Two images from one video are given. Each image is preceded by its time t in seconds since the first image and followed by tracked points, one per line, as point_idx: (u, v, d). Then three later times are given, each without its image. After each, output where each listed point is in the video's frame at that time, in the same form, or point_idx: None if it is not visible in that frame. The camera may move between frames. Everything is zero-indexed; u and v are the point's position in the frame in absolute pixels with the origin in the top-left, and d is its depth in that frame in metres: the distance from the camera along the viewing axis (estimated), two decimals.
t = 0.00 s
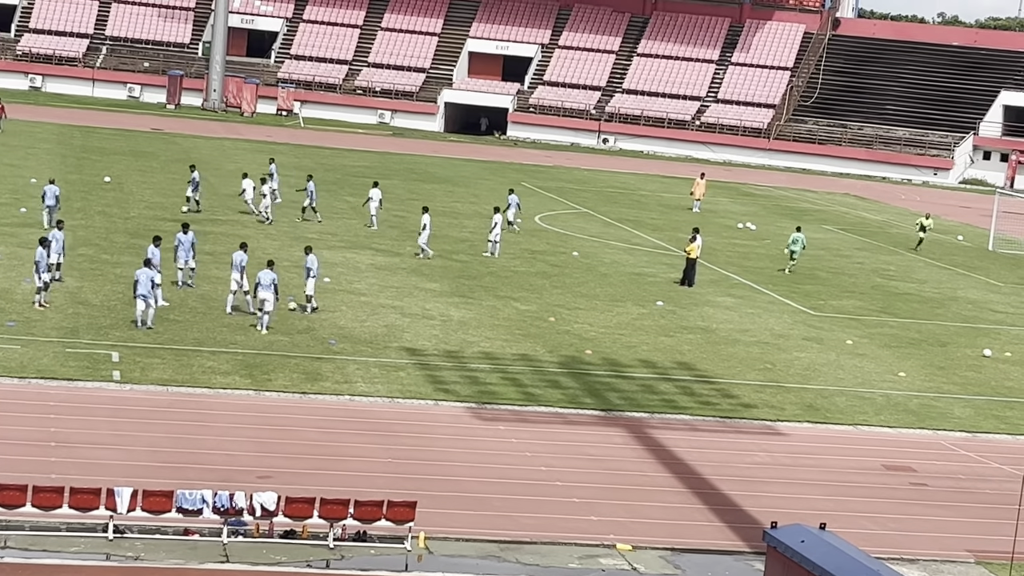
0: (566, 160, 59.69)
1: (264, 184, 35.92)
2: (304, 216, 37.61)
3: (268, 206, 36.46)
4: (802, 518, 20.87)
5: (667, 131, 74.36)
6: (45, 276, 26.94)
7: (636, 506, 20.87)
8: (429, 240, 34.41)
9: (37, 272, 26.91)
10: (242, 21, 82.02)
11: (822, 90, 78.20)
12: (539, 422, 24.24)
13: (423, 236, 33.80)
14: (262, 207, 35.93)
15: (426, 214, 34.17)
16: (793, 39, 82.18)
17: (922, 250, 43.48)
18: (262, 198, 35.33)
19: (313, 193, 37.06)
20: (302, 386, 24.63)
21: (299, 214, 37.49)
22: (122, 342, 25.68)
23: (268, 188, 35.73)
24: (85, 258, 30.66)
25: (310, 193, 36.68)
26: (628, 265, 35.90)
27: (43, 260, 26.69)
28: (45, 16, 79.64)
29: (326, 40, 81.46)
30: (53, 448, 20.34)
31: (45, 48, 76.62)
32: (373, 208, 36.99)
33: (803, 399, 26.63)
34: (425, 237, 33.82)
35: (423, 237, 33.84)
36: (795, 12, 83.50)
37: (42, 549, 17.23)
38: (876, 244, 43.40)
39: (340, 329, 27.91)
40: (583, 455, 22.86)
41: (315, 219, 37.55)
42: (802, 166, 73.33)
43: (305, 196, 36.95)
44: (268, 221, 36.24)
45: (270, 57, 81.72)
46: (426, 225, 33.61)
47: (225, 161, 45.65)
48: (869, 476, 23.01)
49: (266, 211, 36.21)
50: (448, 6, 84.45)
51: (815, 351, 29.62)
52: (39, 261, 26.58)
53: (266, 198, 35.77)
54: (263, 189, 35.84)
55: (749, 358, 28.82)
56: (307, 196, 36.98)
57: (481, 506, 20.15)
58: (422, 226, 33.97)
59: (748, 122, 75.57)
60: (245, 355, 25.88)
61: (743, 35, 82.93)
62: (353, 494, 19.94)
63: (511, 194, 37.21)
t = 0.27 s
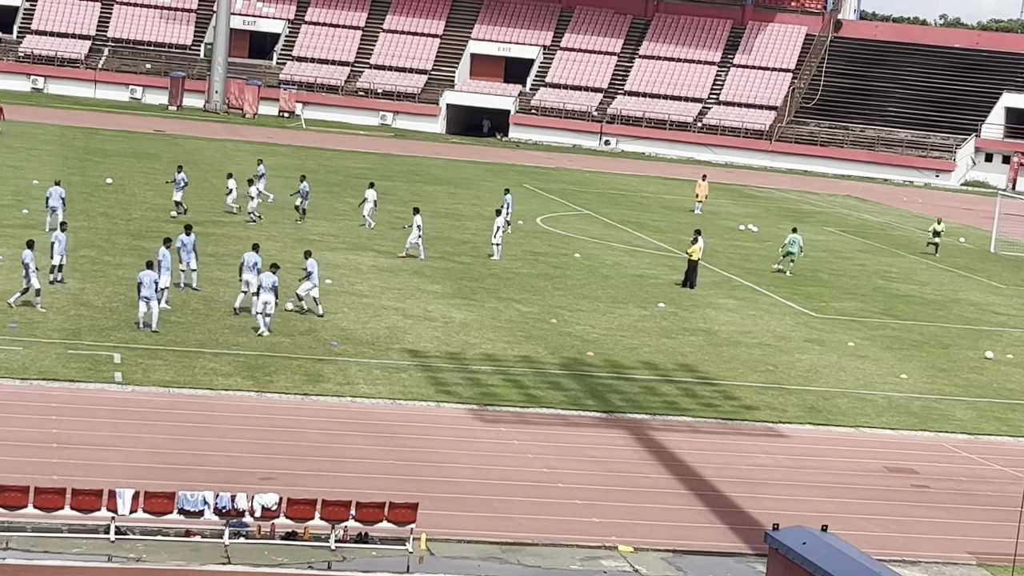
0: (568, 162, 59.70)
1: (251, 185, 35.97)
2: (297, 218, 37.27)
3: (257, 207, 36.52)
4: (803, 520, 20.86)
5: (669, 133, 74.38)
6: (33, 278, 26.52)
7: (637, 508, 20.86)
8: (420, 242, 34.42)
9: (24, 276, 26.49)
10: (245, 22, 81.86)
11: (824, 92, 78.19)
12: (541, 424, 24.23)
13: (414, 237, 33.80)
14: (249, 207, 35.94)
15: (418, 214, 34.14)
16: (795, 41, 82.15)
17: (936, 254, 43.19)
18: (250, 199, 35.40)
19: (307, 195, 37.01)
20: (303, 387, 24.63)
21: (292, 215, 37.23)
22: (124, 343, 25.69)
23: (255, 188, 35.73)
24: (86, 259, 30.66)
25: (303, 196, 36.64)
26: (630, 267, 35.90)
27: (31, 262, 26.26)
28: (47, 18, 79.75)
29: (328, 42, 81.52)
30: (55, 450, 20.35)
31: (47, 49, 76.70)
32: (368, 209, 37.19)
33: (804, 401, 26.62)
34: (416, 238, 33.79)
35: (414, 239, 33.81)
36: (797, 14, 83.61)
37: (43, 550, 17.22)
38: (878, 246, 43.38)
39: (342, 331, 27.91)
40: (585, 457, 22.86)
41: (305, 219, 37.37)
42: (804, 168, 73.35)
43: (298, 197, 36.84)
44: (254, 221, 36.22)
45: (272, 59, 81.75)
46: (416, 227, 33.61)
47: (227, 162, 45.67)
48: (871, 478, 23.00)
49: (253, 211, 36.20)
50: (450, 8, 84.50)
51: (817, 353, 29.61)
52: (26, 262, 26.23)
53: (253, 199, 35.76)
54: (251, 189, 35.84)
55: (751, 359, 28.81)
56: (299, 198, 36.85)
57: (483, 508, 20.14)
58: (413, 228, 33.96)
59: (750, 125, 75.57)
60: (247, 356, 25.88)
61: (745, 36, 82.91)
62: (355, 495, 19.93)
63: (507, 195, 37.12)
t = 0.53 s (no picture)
0: (572, 163, 59.70)
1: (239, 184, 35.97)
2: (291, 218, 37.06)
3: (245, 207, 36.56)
4: (806, 521, 20.85)
5: (673, 134, 74.37)
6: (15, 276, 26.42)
7: (641, 508, 20.86)
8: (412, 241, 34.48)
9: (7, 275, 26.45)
10: (249, 23, 81.88)
11: (828, 93, 78.16)
12: (544, 424, 24.24)
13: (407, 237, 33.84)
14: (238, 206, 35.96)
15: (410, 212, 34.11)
16: (799, 42, 82.10)
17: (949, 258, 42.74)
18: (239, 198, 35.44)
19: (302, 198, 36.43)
20: (307, 388, 24.64)
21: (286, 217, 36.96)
22: (128, 344, 25.72)
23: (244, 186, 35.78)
24: (90, 260, 30.69)
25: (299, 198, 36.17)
26: (633, 267, 35.92)
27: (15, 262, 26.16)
28: (51, 19, 79.84)
29: (331, 43, 81.57)
30: (58, 450, 20.37)
31: (52, 50, 76.78)
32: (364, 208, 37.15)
33: (808, 402, 26.62)
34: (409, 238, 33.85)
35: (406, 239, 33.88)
36: (801, 15, 83.30)
37: (47, 550, 17.23)
38: (882, 247, 43.36)
39: (345, 331, 27.92)
40: (587, 458, 22.85)
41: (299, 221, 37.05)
42: (807, 169, 73.35)
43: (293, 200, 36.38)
44: (243, 220, 36.22)
45: (276, 60, 81.78)
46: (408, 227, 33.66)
47: (231, 163, 45.70)
48: (874, 479, 22.98)
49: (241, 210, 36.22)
50: (454, 9, 84.54)
51: (820, 354, 29.61)
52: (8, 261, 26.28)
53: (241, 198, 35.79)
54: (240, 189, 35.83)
55: (755, 360, 28.81)
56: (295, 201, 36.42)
57: (486, 508, 20.13)
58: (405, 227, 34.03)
59: (754, 126, 75.55)
60: (251, 357, 25.90)
61: (749, 37, 82.86)
62: (358, 495, 19.94)
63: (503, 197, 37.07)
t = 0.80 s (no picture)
0: (576, 163, 59.67)
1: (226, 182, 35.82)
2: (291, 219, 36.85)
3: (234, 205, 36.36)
4: (810, 521, 20.84)
5: (677, 133, 74.35)
6: None
7: (645, 509, 20.85)
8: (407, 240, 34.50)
9: None
10: (253, 23, 81.96)
11: (832, 93, 78.12)
12: (549, 425, 24.24)
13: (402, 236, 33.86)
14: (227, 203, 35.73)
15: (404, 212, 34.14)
16: (803, 42, 82.05)
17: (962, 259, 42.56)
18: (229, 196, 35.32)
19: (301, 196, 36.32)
20: (311, 388, 24.64)
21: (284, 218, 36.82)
22: (133, 343, 25.73)
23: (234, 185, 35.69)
24: (95, 260, 30.70)
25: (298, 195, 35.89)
26: (638, 268, 35.92)
27: None
28: (56, 18, 79.89)
29: (335, 42, 81.60)
30: (63, 449, 20.39)
31: (56, 50, 76.82)
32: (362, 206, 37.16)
33: (812, 402, 26.60)
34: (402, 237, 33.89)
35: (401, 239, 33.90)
36: (806, 15, 83.19)
37: (51, 549, 17.23)
38: (886, 248, 43.33)
39: (349, 331, 27.92)
40: (591, 458, 22.85)
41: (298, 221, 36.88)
42: (811, 169, 73.33)
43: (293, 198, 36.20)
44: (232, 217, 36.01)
45: (280, 59, 81.77)
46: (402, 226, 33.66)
47: (235, 163, 45.71)
48: (878, 480, 22.97)
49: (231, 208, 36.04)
50: (458, 8, 84.55)
51: (825, 354, 29.59)
52: None
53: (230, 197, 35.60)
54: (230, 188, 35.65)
55: (759, 361, 28.79)
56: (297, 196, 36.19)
57: (490, 508, 20.13)
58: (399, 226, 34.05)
59: (758, 126, 75.49)
60: (256, 357, 25.91)
61: (753, 37, 82.81)
62: (362, 495, 19.94)
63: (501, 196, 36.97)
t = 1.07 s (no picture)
0: (580, 164, 59.67)
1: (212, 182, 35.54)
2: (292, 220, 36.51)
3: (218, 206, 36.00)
4: (815, 522, 20.83)
5: (681, 134, 74.33)
6: None
7: (650, 510, 20.83)
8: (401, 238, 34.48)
9: None
10: (258, 23, 81.91)
11: (837, 94, 78.08)
12: (553, 425, 24.24)
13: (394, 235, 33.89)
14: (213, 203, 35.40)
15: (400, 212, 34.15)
16: (808, 43, 81.99)
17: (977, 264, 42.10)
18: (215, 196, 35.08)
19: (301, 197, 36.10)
20: (315, 388, 24.64)
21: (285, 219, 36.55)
22: (137, 343, 25.74)
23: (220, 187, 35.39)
24: (99, 260, 30.72)
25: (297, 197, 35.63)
26: (642, 268, 35.91)
27: None
28: (61, 19, 79.99)
29: (340, 43, 81.61)
30: (68, 449, 20.39)
31: (61, 50, 76.91)
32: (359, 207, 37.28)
33: (817, 403, 26.59)
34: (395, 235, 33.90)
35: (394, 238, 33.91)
36: (810, 16, 83.13)
37: (55, 549, 17.23)
38: (891, 249, 43.29)
39: (353, 332, 27.93)
40: (595, 458, 22.83)
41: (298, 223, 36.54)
42: (816, 170, 73.31)
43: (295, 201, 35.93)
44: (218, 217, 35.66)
45: (285, 60, 81.80)
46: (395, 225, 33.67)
47: (240, 163, 45.74)
48: (882, 481, 22.95)
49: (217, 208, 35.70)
50: (463, 9, 84.56)
51: (829, 355, 29.58)
52: None
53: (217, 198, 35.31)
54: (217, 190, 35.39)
55: (764, 362, 28.79)
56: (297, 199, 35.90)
57: (494, 509, 20.13)
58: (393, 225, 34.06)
59: (763, 127, 75.46)
60: (260, 357, 25.92)
61: (758, 38, 82.74)
62: (366, 496, 19.93)
63: (501, 197, 36.94)
